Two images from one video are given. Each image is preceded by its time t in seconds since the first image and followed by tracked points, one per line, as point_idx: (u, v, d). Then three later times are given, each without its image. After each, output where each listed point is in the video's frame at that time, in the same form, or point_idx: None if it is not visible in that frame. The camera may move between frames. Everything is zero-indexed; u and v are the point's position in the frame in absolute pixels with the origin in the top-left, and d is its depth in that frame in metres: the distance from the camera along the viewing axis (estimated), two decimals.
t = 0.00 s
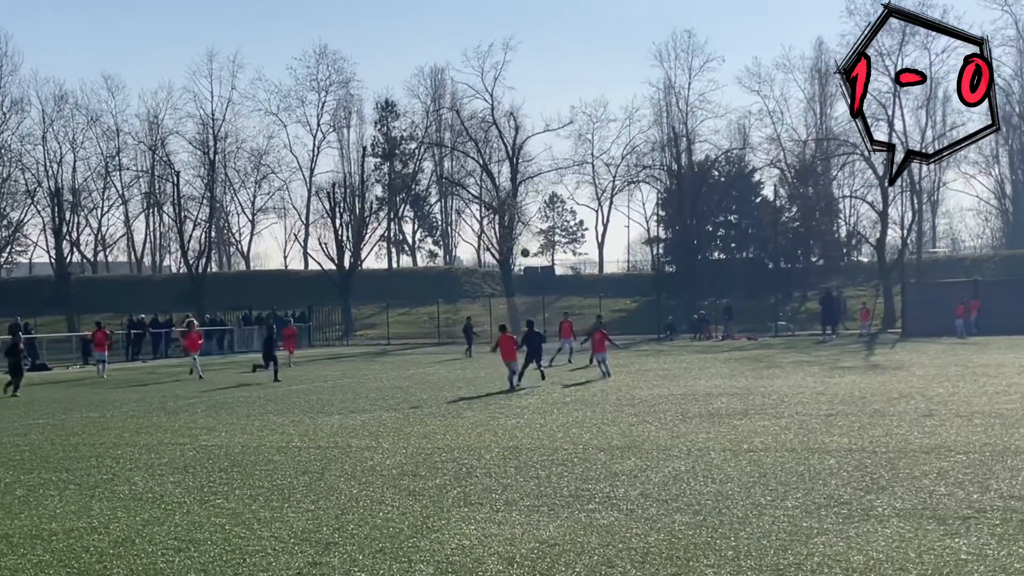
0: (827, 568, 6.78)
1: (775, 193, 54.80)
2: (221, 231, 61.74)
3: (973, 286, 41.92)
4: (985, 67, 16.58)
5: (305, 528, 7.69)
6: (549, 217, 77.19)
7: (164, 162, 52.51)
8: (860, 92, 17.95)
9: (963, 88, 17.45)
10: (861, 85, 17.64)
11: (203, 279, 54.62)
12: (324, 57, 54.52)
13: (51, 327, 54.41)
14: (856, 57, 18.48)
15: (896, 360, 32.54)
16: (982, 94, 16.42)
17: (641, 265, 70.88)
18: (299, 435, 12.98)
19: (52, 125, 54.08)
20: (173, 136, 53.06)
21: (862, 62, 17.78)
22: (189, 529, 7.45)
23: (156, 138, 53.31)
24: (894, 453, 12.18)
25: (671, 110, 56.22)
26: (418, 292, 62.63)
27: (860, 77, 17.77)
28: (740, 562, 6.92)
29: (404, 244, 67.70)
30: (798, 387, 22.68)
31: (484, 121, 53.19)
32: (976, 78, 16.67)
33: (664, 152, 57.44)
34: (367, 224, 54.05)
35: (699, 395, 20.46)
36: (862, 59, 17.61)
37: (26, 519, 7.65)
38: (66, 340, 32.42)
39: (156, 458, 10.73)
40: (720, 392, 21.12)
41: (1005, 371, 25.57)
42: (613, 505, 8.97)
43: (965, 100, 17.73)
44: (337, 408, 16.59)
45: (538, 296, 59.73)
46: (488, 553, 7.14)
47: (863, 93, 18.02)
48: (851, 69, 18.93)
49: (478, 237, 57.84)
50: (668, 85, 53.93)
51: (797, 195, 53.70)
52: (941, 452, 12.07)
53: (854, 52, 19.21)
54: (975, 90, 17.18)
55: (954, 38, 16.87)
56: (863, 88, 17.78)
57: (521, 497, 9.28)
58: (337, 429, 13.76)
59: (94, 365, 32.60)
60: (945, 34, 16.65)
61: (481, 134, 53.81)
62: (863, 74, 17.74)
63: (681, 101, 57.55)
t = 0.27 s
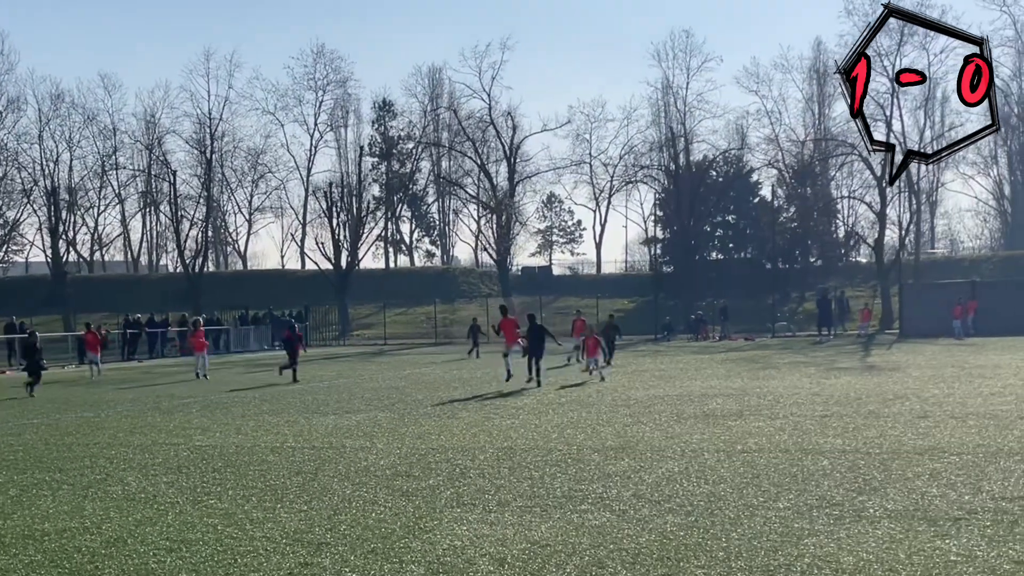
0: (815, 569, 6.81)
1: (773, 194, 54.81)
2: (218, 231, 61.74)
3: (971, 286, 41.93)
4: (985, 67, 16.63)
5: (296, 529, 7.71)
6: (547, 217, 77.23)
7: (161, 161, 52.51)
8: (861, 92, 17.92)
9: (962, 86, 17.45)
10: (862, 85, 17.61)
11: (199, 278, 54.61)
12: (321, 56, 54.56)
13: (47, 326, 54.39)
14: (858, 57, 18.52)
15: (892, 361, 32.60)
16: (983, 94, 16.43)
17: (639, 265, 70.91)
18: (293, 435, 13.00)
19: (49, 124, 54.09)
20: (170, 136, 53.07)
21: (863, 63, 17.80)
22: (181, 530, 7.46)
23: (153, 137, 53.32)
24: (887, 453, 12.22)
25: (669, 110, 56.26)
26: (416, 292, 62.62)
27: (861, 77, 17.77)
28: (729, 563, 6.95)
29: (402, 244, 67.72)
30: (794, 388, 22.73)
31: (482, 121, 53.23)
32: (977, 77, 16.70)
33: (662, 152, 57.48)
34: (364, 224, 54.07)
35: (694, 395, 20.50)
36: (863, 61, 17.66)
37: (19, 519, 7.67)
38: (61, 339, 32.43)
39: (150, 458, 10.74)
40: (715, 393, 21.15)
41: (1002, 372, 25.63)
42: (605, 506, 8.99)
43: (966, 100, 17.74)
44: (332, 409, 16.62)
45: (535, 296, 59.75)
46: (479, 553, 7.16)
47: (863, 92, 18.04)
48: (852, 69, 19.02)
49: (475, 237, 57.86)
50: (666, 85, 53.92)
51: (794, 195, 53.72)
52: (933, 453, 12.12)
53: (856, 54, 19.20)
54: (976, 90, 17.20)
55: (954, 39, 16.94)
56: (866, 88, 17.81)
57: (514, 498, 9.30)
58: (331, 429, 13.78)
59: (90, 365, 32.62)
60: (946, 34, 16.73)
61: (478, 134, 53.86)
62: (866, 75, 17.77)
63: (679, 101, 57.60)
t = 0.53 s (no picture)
0: (794, 569, 6.86)
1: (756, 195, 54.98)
2: (200, 230, 61.55)
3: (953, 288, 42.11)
4: (985, 67, 16.41)
5: (278, 529, 7.72)
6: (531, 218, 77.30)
7: (143, 161, 52.31)
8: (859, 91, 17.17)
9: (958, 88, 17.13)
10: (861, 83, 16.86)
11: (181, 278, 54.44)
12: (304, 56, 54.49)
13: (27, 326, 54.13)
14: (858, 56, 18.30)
15: (874, 362, 32.77)
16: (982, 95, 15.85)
17: (623, 266, 71.06)
18: (276, 436, 13.00)
19: (29, 122, 53.83)
20: (152, 135, 52.89)
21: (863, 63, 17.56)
22: (162, 530, 7.47)
23: (135, 136, 53.12)
24: (868, 454, 12.31)
25: (653, 111, 56.36)
26: (399, 292, 62.58)
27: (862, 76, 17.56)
28: (709, 564, 6.99)
29: (385, 244, 67.67)
30: (776, 389, 22.83)
31: (465, 121, 53.19)
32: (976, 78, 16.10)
33: (646, 154, 57.62)
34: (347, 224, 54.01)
35: (677, 397, 20.57)
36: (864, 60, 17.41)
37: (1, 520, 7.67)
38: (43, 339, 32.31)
39: (131, 459, 10.74)
40: (697, 394, 21.24)
41: (984, 373, 25.80)
42: (586, 506, 9.04)
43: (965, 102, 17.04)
44: (315, 409, 16.62)
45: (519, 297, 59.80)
46: (460, 554, 7.18)
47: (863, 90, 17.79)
48: (849, 68, 18.91)
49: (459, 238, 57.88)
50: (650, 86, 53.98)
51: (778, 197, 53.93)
52: (913, 454, 12.20)
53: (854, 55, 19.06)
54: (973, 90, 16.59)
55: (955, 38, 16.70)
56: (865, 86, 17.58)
57: (496, 499, 9.33)
58: (313, 430, 13.79)
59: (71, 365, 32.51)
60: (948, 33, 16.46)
61: (462, 134, 53.82)
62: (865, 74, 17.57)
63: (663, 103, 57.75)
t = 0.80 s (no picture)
0: (743, 566, 6.94)
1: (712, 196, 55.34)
2: (154, 228, 60.96)
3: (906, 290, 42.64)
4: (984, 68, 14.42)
5: (230, 528, 7.70)
6: (488, 217, 77.33)
7: (96, 158, 51.71)
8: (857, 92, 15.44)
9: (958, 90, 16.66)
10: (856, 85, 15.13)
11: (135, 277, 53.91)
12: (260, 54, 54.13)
13: None
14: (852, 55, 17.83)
15: (827, 362, 33.12)
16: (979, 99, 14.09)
17: (579, 266, 71.32)
18: (228, 436, 12.90)
19: None
20: (104, 132, 52.29)
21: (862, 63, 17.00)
22: (113, 530, 7.42)
23: (87, 133, 52.50)
24: (819, 454, 12.44)
25: (610, 112, 56.54)
26: (357, 291, 62.37)
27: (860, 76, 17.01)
28: (659, 561, 7.07)
29: (342, 243, 67.43)
30: (730, 389, 22.97)
31: (422, 121, 53.08)
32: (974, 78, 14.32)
33: (604, 154, 57.83)
34: (304, 222, 53.74)
35: (631, 397, 20.64)
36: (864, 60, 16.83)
37: None
38: None
39: (82, 459, 10.64)
40: (652, 394, 21.36)
41: (935, 373, 26.14)
42: (540, 505, 9.08)
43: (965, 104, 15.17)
44: (270, 409, 16.50)
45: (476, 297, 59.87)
46: (412, 552, 7.20)
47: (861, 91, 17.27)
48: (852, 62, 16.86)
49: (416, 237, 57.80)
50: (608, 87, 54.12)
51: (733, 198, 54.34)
52: (862, 453, 12.35)
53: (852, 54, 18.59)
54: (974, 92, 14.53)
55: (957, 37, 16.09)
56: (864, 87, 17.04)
57: (451, 497, 9.34)
58: (267, 430, 13.69)
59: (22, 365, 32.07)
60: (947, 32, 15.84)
61: (419, 133, 53.72)
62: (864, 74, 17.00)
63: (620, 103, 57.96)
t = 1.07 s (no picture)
0: (652, 557, 7.08)
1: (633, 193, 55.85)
2: (67, 221, 59.67)
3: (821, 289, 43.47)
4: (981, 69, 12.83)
5: (140, 525, 7.62)
6: (411, 212, 77.07)
7: (6, 148, 50.45)
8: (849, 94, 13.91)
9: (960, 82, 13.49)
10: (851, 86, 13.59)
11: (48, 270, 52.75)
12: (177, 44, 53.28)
13: None
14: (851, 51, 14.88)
15: (744, 358, 33.65)
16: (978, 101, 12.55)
17: (502, 262, 71.44)
18: (140, 433, 12.71)
19: None
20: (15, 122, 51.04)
21: (860, 63, 13.72)
22: (18, 528, 7.29)
23: None
24: (731, 448, 12.64)
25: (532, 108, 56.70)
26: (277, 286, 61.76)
27: (858, 79, 13.71)
28: (570, 553, 7.18)
29: (261, 237, 66.67)
30: (649, 385, 23.20)
31: (344, 114, 52.73)
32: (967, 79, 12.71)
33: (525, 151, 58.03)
34: (222, 216, 53.06)
35: (550, 393, 20.73)
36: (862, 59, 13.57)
37: None
38: None
39: None
40: (572, 390, 21.54)
41: (847, 369, 26.70)
42: (455, 499, 9.13)
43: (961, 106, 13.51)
44: (184, 405, 16.26)
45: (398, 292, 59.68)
46: (325, 547, 7.21)
47: (862, 93, 13.79)
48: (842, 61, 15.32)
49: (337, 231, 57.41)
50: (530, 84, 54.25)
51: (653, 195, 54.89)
52: (773, 447, 12.60)
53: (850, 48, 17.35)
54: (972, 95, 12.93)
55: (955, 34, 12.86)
56: (864, 89, 13.60)
57: (365, 493, 9.34)
58: (180, 426, 13.50)
59: None
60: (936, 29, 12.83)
61: (341, 127, 53.39)
62: (863, 76, 13.60)
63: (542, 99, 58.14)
